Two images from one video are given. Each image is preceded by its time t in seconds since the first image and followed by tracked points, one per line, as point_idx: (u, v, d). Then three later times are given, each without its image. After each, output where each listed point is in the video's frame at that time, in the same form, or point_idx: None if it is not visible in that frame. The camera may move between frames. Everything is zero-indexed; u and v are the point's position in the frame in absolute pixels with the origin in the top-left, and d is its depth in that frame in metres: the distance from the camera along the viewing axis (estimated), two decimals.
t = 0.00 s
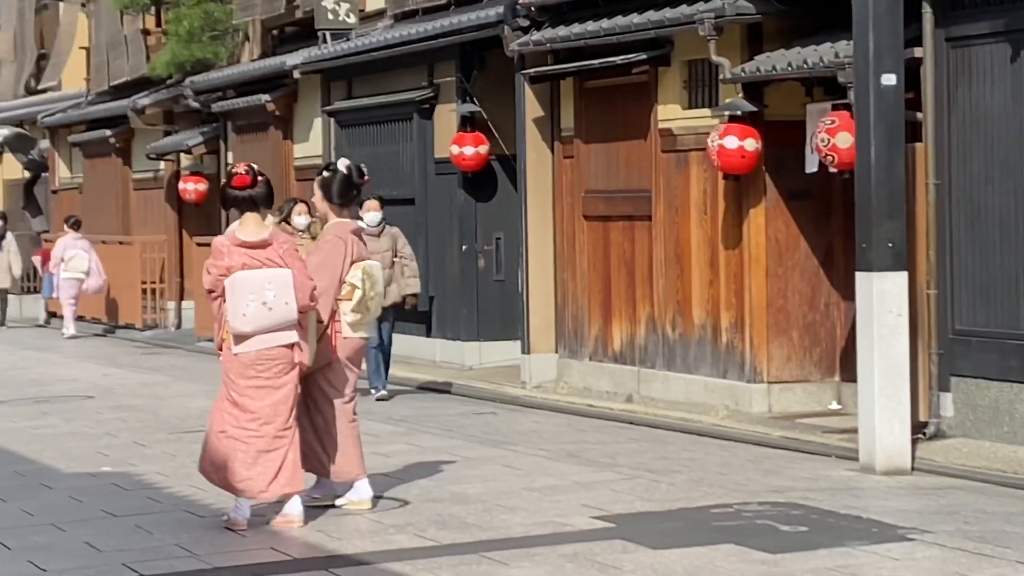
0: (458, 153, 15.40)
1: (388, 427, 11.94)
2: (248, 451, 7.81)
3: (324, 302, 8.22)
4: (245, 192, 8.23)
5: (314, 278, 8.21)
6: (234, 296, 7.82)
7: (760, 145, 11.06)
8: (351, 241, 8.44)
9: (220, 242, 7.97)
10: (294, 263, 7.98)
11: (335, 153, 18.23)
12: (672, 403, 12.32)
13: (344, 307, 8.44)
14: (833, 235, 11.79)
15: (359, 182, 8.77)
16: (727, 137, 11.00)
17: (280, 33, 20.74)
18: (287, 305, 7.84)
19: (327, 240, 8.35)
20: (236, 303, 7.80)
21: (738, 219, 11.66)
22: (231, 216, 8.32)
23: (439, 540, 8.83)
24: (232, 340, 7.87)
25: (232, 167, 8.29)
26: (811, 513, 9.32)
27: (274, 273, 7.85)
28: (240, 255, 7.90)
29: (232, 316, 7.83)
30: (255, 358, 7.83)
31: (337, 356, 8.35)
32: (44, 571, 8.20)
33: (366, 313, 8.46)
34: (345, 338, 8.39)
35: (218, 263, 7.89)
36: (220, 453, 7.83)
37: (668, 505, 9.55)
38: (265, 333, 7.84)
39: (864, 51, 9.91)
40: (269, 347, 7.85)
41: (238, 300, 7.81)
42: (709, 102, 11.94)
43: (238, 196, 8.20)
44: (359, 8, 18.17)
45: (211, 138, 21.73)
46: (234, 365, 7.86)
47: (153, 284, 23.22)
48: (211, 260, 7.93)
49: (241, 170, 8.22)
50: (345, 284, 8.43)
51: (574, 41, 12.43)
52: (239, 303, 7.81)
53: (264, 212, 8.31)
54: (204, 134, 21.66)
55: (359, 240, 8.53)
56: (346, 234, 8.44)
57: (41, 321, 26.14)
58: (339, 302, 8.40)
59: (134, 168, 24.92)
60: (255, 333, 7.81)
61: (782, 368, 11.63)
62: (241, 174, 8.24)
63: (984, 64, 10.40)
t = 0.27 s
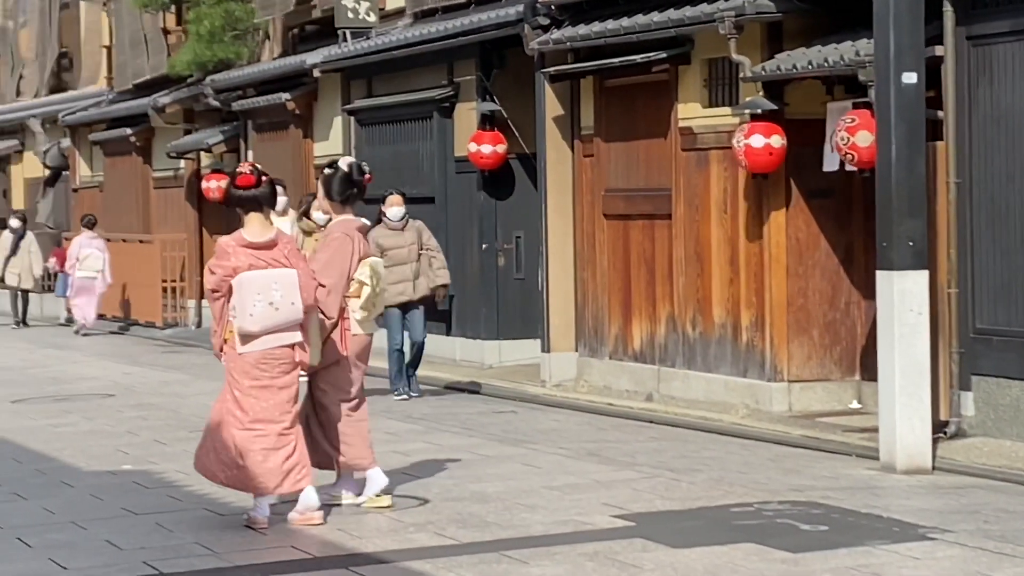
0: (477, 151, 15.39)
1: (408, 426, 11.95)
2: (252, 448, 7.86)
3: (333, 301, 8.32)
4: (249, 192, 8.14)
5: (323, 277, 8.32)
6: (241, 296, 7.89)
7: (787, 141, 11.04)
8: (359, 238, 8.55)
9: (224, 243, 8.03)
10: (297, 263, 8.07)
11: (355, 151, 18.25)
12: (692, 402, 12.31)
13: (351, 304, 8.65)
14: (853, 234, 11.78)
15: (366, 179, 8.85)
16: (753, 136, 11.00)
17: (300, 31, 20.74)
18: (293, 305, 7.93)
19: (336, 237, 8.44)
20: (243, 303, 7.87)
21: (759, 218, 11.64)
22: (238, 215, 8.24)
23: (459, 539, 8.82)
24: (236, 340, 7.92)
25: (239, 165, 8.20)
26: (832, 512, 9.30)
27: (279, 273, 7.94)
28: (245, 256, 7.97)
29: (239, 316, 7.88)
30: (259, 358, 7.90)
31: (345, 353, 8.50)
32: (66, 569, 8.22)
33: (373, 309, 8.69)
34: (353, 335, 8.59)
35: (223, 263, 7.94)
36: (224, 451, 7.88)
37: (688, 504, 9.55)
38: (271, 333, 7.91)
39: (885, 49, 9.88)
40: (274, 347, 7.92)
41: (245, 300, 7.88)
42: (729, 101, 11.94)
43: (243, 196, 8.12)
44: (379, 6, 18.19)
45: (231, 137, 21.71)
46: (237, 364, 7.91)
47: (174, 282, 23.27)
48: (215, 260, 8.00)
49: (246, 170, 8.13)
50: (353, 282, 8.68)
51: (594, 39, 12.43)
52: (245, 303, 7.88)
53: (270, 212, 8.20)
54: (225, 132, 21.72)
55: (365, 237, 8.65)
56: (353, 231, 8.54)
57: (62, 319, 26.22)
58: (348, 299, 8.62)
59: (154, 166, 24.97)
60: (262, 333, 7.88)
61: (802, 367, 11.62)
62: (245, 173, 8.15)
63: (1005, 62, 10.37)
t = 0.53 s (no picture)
0: (499, 148, 15.40)
1: (431, 424, 11.97)
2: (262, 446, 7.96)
3: (347, 299, 8.44)
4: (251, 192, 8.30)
5: (337, 276, 8.44)
6: (252, 296, 7.94)
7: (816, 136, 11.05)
8: (372, 236, 8.66)
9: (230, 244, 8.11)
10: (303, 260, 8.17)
11: (378, 150, 18.28)
12: (715, 400, 12.31)
13: (365, 303, 8.69)
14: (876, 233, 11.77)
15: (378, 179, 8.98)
16: (782, 132, 11.01)
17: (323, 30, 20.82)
18: (303, 301, 7.98)
19: (350, 235, 8.55)
20: (255, 303, 7.92)
21: (781, 217, 11.65)
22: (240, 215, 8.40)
23: (482, 537, 8.83)
24: (248, 340, 7.99)
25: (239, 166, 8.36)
26: (855, 511, 9.30)
27: (288, 270, 8.00)
28: (252, 255, 8.05)
29: (251, 316, 7.94)
30: (271, 358, 7.99)
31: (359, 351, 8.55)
32: (90, 566, 8.24)
33: (386, 306, 8.71)
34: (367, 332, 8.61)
35: (232, 264, 8.02)
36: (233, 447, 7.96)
37: (711, 502, 9.55)
38: (283, 331, 7.98)
39: (908, 47, 9.86)
40: (285, 344, 8.01)
41: (256, 299, 7.93)
42: (752, 99, 11.95)
43: (245, 195, 8.28)
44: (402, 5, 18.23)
45: (252, 136, 21.89)
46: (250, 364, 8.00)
47: (195, 279, 23.31)
48: (223, 260, 8.06)
49: (248, 170, 8.29)
50: (367, 279, 8.70)
51: (617, 38, 12.45)
52: (257, 303, 7.93)
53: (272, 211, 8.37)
54: (248, 131, 21.86)
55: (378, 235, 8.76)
56: (367, 229, 8.65)
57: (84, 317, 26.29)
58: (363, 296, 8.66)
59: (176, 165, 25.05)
60: (274, 331, 7.94)
61: (824, 366, 11.63)
62: (247, 174, 8.32)
63: None
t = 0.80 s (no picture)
0: (520, 146, 15.41)
1: (449, 423, 11.98)
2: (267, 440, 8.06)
3: (357, 299, 8.37)
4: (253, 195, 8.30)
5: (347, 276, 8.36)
6: (254, 296, 7.99)
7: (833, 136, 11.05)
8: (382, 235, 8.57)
9: (232, 245, 8.17)
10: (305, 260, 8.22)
11: (396, 148, 18.29)
12: (733, 399, 12.30)
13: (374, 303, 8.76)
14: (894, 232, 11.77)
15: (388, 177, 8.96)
16: (800, 131, 11.01)
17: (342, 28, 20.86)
18: (306, 301, 8.04)
19: (359, 235, 8.45)
20: (258, 302, 7.98)
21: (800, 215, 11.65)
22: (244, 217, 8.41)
23: (500, 536, 8.83)
24: (252, 340, 8.07)
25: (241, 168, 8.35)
26: (874, 510, 9.28)
27: (291, 271, 8.06)
28: (254, 256, 8.12)
29: (253, 316, 8.01)
30: (274, 357, 8.06)
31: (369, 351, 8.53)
32: (109, 564, 8.26)
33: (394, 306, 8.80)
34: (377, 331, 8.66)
35: (234, 265, 8.08)
36: (239, 444, 8.05)
37: (729, 501, 9.54)
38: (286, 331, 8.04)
39: (927, 45, 9.84)
40: (289, 344, 8.08)
41: (259, 299, 7.98)
42: (771, 97, 11.96)
43: (247, 199, 8.27)
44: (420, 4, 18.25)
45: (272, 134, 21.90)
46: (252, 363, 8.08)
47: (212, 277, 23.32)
48: (225, 261, 8.13)
49: (249, 172, 8.28)
50: (378, 279, 8.80)
51: (635, 36, 12.45)
52: (260, 303, 7.98)
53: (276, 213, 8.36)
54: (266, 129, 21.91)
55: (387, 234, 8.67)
56: (377, 228, 8.56)
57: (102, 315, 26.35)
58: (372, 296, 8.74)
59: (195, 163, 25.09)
60: (277, 331, 8.00)
61: (843, 364, 11.63)
62: (249, 176, 8.31)
63: None
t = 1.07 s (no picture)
0: (542, 146, 15.42)
1: (469, 421, 11.99)
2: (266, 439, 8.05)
3: (363, 297, 8.46)
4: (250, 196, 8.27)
5: (353, 274, 8.46)
6: (251, 296, 8.04)
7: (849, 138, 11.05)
8: (390, 235, 8.67)
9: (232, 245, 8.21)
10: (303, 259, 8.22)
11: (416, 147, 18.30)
12: (754, 398, 12.29)
13: (381, 302, 8.77)
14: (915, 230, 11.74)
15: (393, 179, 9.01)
16: (816, 133, 11.00)
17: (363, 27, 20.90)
18: (303, 300, 8.07)
19: (367, 234, 8.56)
20: (255, 302, 8.02)
21: (821, 212, 11.63)
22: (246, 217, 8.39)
23: (519, 535, 8.83)
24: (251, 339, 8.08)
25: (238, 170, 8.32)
26: (894, 509, 9.27)
27: (288, 270, 8.09)
28: (251, 256, 8.15)
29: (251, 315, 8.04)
30: (273, 356, 8.07)
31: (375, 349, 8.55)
32: (130, 562, 8.28)
33: (400, 305, 8.79)
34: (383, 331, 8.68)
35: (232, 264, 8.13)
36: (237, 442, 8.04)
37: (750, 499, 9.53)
38: (284, 330, 8.07)
39: (948, 43, 9.81)
40: (287, 343, 8.10)
41: (256, 299, 8.02)
42: (793, 96, 11.97)
43: (244, 201, 8.25)
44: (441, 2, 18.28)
45: (293, 133, 21.93)
46: (252, 363, 8.06)
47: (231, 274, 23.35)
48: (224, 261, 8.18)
49: (244, 175, 8.24)
50: (386, 278, 8.79)
51: (655, 34, 12.45)
52: (257, 302, 8.03)
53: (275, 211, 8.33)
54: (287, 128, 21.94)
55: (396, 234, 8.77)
56: (384, 228, 8.66)
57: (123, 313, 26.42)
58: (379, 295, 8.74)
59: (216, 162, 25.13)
60: (274, 330, 8.04)
61: (864, 363, 11.60)
62: (245, 178, 8.28)
63: None
